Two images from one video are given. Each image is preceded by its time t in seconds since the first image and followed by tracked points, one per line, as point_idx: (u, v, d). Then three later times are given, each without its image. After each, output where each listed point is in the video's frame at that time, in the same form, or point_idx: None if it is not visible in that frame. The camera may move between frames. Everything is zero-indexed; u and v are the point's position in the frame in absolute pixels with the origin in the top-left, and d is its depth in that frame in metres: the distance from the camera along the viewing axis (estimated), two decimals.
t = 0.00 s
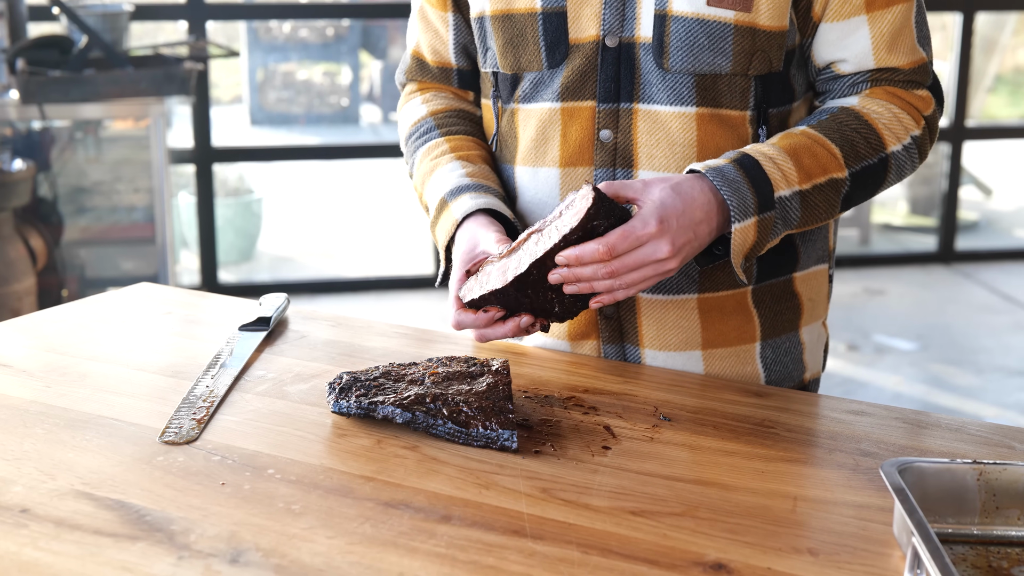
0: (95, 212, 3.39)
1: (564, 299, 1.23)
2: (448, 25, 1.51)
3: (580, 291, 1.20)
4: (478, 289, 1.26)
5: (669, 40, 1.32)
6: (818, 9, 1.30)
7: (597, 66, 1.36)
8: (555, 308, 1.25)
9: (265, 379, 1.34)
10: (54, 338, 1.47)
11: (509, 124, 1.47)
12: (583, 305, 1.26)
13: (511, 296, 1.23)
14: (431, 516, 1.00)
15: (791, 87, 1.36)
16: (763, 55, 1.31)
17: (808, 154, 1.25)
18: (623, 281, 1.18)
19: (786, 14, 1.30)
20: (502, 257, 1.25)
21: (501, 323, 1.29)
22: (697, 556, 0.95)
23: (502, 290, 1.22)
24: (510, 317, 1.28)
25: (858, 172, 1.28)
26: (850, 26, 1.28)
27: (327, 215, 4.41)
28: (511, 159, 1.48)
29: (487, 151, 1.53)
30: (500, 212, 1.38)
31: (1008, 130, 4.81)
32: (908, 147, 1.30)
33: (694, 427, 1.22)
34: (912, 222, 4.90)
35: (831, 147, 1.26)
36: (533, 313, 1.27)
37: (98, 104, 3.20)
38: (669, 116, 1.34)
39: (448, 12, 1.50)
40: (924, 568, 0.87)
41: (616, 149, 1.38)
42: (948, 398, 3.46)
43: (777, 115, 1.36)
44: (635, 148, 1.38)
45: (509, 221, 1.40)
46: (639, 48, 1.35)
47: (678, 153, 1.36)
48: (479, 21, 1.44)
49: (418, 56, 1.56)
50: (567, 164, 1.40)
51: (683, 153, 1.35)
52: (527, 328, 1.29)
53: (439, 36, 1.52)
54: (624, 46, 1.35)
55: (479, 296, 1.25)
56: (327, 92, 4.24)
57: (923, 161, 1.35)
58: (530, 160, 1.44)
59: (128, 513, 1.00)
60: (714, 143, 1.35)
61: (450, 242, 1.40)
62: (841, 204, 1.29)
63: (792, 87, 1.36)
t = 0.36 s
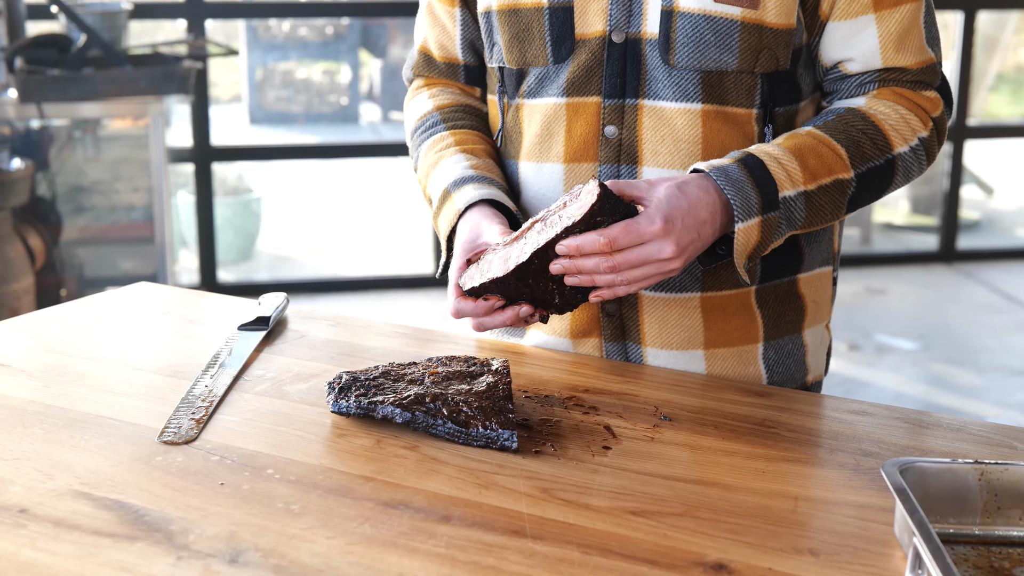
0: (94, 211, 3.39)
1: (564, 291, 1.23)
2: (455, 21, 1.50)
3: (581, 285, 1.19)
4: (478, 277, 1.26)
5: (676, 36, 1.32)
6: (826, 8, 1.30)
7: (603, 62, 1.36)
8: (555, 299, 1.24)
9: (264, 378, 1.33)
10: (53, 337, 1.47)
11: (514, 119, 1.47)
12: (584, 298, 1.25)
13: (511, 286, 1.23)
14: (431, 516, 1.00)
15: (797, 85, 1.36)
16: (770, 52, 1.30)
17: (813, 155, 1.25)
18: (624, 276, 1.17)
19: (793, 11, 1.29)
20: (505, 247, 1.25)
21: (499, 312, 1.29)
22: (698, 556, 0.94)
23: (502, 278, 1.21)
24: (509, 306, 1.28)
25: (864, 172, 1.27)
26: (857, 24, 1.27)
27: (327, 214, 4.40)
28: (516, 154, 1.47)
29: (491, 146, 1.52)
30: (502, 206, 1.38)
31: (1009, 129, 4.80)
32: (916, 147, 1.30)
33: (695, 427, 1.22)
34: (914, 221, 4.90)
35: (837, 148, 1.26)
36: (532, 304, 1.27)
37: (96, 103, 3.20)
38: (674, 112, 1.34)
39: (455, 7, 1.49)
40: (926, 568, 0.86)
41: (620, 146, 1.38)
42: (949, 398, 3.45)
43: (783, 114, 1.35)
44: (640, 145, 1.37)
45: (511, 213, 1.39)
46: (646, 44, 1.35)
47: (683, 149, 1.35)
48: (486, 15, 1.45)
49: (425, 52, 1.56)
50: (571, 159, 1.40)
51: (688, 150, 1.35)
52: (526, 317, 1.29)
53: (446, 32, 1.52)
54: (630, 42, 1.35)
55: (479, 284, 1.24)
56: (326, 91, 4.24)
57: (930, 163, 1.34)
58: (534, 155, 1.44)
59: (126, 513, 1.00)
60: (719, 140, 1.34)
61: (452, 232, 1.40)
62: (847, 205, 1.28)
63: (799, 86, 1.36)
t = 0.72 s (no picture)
0: (93, 211, 3.38)
1: (576, 293, 1.22)
2: (461, 21, 1.50)
3: (592, 287, 1.18)
4: (489, 281, 1.25)
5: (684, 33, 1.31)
6: (834, 4, 1.29)
7: (611, 60, 1.35)
8: (566, 301, 1.24)
9: (263, 378, 1.33)
10: (51, 337, 1.46)
11: (521, 119, 1.46)
12: (595, 299, 1.25)
13: (523, 289, 1.23)
14: (431, 516, 0.99)
15: (806, 82, 1.35)
16: (778, 49, 1.30)
17: (822, 152, 1.24)
18: (636, 277, 1.17)
19: (801, 8, 1.29)
20: (516, 249, 1.24)
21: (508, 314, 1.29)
22: (698, 556, 0.94)
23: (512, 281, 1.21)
24: (519, 308, 1.28)
25: (873, 169, 1.27)
26: (865, 20, 1.27)
27: (326, 213, 4.40)
28: (523, 154, 1.47)
29: (498, 145, 1.52)
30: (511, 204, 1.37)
31: (1011, 127, 4.80)
32: (924, 143, 1.29)
33: (695, 426, 1.21)
34: (915, 220, 4.89)
35: (846, 144, 1.25)
36: (542, 306, 1.27)
37: (95, 102, 3.19)
38: (683, 109, 1.34)
39: (461, 7, 1.49)
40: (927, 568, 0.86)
41: (629, 144, 1.38)
42: (950, 398, 3.45)
43: (791, 111, 1.35)
44: (649, 142, 1.37)
45: (520, 213, 1.39)
46: (654, 41, 1.34)
47: (692, 147, 1.35)
48: (492, 14, 1.44)
49: (430, 52, 1.56)
50: (579, 158, 1.40)
51: (697, 147, 1.34)
52: (537, 319, 1.29)
53: (452, 31, 1.52)
54: (638, 40, 1.35)
55: (490, 287, 1.24)
56: (325, 90, 4.23)
57: (938, 159, 1.34)
58: (542, 154, 1.43)
59: (125, 513, 0.99)
60: (729, 137, 1.34)
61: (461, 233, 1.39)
62: (856, 201, 1.28)
63: (807, 83, 1.36)
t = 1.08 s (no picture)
0: (91, 210, 3.37)
1: (581, 286, 1.21)
2: (459, 21, 1.50)
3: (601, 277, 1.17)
4: (494, 279, 1.25)
5: (688, 26, 1.31)
6: None
7: (614, 55, 1.35)
8: (572, 295, 1.23)
9: (263, 378, 1.33)
10: (50, 337, 1.46)
11: (522, 118, 1.46)
12: (601, 292, 1.24)
13: (528, 285, 1.22)
14: (431, 516, 0.99)
15: (809, 76, 1.35)
16: (782, 41, 1.30)
17: (821, 139, 1.24)
18: (645, 266, 1.16)
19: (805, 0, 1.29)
20: (518, 245, 1.24)
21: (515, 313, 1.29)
22: (699, 557, 0.93)
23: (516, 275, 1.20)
24: (525, 306, 1.28)
25: (873, 159, 1.27)
26: (866, 12, 1.27)
27: (326, 212, 4.39)
28: (525, 153, 1.46)
29: (499, 146, 1.51)
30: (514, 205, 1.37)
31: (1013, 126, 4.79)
32: (925, 135, 1.29)
33: (696, 426, 1.21)
34: (916, 219, 4.89)
35: (846, 133, 1.25)
36: (549, 300, 1.25)
37: (94, 101, 3.19)
38: (688, 103, 1.33)
39: (459, 8, 1.49)
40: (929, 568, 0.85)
41: (634, 139, 1.37)
42: (951, 398, 3.44)
43: (794, 104, 1.35)
44: (653, 137, 1.36)
45: (522, 213, 1.38)
46: (657, 36, 1.34)
47: (697, 140, 1.34)
48: (493, 13, 1.44)
49: (429, 55, 1.56)
50: (584, 154, 1.39)
51: (703, 141, 1.34)
52: (544, 316, 1.29)
53: (451, 33, 1.51)
54: (642, 35, 1.34)
55: (494, 285, 1.24)
56: (324, 88, 4.23)
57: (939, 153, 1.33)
58: (545, 152, 1.42)
59: (124, 513, 0.99)
60: (734, 130, 1.33)
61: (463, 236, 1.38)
62: (855, 191, 1.27)
63: (810, 76, 1.36)
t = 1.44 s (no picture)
0: (89, 209, 3.37)
1: (574, 286, 1.21)
2: (453, 20, 1.49)
3: (591, 274, 1.17)
4: (488, 284, 1.25)
5: (685, 23, 1.30)
6: None
7: (610, 53, 1.34)
8: (567, 295, 1.22)
9: (262, 377, 1.32)
10: (48, 336, 1.45)
11: (518, 117, 1.45)
12: (595, 292, 1.23)
13: (521, 289, 1.21)
14: (430, 516, 0.98)
15: (804, 73, 1.35)
16: (778, 39, 1.29)
17: (809, 136, 1.24)
18: (635, 263, 1.16)
19: None
20: (509, 248, 1.24)
21: (512, 318, 1.28)
22: (700, 557, 0.93)
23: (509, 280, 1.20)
24: (522, 310, 1.27)
25: (863, 156, 1.26)
26: (859, 9, 1.27)
27: (325, 211, 4.39)
28: (522, 153, 1.46)
29: (493, 147, 1.51)
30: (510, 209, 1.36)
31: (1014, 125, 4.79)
32: (917, 133, 1.28)
33: (696, 426, 1.20)
34: (917, 219, 4.89)
35: (835, 129, 1.25)
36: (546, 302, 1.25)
37: (92, 100, 3.19)
38: (684, 101, 1.33)
39: (454, 6, 1.49)
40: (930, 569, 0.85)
41: (630, 138, 1.36)
42: (952, 397, 3.44)
43: (791, 102, 1.35)
44: (649, 136, 1.35)
45: (517, 216, 1.38)
46: (654, 34, 1.33)
47: (694, 139, 1.34)
48: (488, 12, 1.44)
49: (422, 54, 1.55)
50: (579, 154, 1.38)
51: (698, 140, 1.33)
52: (541, 319, 1.28)
53: (444, 32, 1.51)
54: (637, 33, 1.34)
55: (487, 290, 1.23)
56: (324, 87, 4.23)
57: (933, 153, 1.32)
58: (541, 152, 1.42)
59: (123, 513, 0.98)
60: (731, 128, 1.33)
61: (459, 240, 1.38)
62: (844, 189, 1.27)
63: (805, 74, 1.35)
